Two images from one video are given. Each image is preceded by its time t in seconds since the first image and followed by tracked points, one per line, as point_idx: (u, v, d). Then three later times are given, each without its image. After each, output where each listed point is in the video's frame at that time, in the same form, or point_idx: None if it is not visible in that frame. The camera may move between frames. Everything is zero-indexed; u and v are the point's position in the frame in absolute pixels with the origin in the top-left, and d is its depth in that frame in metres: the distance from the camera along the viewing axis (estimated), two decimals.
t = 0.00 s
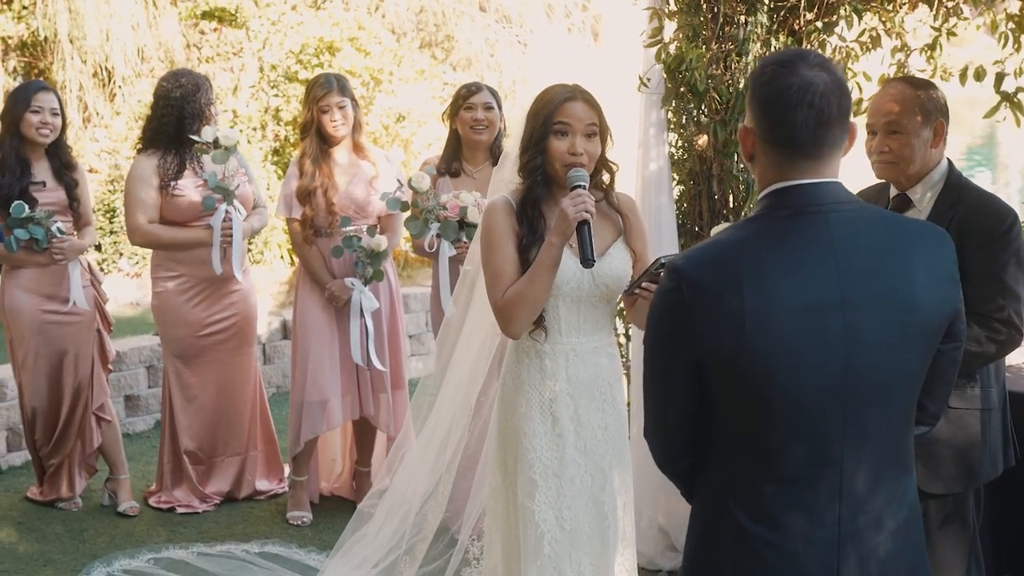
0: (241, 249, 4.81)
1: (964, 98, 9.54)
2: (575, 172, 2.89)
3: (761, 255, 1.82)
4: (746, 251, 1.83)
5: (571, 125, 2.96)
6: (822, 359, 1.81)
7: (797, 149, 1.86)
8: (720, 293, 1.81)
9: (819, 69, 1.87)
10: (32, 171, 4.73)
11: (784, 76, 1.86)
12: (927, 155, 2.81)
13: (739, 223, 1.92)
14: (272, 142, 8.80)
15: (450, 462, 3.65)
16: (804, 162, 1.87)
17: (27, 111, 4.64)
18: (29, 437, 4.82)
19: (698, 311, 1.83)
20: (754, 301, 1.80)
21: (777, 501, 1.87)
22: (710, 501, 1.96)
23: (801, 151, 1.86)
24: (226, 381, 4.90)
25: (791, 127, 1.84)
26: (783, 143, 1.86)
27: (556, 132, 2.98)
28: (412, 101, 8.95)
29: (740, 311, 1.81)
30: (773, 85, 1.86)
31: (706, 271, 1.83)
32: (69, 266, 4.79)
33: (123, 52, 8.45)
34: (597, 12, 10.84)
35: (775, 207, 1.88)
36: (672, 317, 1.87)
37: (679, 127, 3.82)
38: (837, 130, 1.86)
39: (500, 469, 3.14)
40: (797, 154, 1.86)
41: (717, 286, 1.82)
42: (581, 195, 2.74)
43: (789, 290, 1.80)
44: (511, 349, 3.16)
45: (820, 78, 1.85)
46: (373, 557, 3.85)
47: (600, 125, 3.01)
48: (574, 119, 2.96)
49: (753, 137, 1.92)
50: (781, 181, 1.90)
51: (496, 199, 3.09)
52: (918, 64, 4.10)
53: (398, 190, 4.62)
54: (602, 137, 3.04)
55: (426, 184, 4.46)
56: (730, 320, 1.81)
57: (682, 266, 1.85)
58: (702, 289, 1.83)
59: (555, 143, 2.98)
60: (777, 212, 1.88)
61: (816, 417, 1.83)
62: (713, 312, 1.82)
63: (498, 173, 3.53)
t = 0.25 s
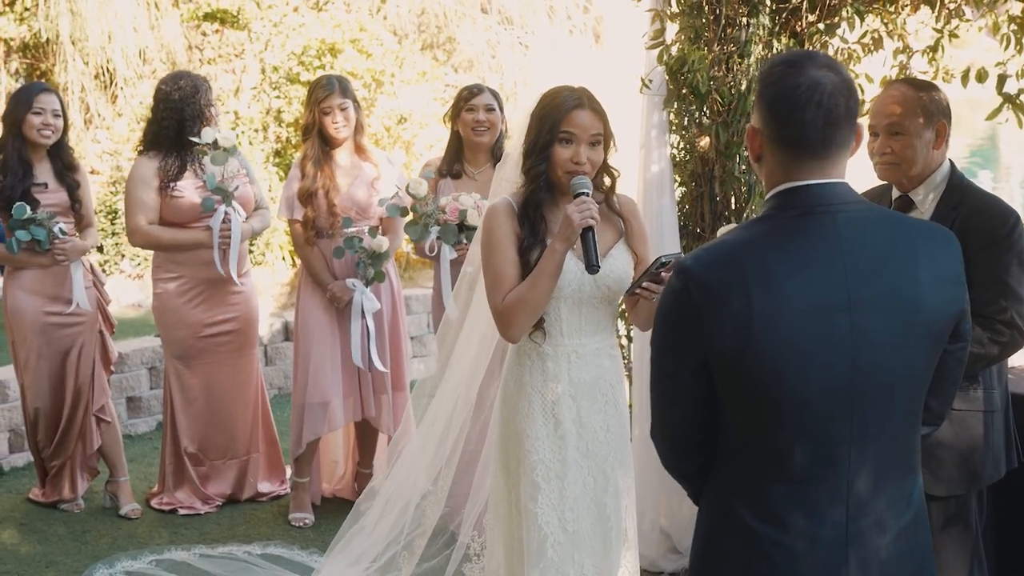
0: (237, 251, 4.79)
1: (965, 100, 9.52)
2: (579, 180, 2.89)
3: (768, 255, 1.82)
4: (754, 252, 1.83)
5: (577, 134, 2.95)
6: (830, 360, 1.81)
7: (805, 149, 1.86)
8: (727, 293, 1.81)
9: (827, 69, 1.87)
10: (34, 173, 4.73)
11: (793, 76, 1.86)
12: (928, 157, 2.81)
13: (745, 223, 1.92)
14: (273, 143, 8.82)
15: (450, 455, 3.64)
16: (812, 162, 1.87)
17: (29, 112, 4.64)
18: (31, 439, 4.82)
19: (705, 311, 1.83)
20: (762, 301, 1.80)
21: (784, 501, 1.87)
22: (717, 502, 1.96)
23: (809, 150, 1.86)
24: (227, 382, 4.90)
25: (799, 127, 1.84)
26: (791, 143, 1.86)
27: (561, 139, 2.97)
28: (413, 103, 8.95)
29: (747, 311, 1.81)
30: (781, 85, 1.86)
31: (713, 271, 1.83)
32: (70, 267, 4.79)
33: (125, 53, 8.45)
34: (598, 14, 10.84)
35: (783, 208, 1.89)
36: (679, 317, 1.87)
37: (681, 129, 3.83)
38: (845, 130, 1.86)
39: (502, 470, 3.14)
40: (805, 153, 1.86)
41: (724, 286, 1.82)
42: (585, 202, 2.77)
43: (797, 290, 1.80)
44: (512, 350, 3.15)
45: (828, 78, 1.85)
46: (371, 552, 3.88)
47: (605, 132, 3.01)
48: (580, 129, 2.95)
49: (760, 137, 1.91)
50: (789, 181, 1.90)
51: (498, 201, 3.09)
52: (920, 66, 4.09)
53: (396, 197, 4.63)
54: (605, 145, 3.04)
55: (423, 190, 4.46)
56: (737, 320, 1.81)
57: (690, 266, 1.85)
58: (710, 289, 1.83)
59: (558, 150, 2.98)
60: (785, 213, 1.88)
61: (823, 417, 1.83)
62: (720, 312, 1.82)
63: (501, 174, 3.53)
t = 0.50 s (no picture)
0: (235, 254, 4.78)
1: (967, 102, 9.50)
2: (585, 191, 2.91)
3: (775, 255, 1.82)
4: (760, 252, 1.83)
5: (589, 145, 2.93)
6: (836, 360, 1.81)
7: (814, 150, 1.86)
8: (733, 292, 1.82)
9: (836, 71, 1.87)
10: (39, 175, 4.74)
11: (802, 77, 1.86)
12: (929, 160, 2.80)
13: (752, 223, 1.92)
14: (276, 145, 8.82)
15: (450, 447, 3.63)
16: (820, 163, 1.87)
17: (34, 113, 4.65)
18: (33, 440, 4.83)
19: (711, 310, 1.83)
20: (768, 301, 1.80)
21: (788, 502, 1.87)
22: (721, 503, 1.96)
23: (818, 152, 1.86)
24: (228, 383, 4.92)
25: (809, 128, 1.84)
26: (800, 143, 1.86)
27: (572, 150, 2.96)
28: (415, 105, 8.95)
29: (753, 312, 1.81)
30: (791, 86, 1.86)
31: (720, 271, 1.83)
32: (71, 268, 4.80)
33: (126, 56, 8.45)
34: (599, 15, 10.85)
35: (789, 208, 1.88)
36: (685, 316, 1.87)
37: (682, 131, 3.79)
38: (854, 131, 1.86)
39: (505, 472, 3.13)
40: (813, 154, 1.86)
41: (730, 286, 1.82)
42: (593, 211, 2.80)
43: (803, 290, 1.80)
44: (514, 351, 3.15)
45: (837, 80, 1.85)
46: (369, 549, 3.88)
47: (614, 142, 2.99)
48: (593, 140, 2.93)
49: (769, 138, 1.91)
50: (796, 182, 1.90)
51: (500, 203, 3.09)
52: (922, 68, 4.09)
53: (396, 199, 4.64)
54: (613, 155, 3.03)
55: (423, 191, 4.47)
56: (743, 320, 1.81)
57: (696, 266, 1.85)
58: (716, 289, 1.83)
59: (569, 159, 2.97)
60: (792, 213, 1.88)
61: (827, 418, 1.83)
62: (726, 312, 1.82)
63: (503, 175, 3.52)
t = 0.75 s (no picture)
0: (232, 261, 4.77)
1: (969, 106, 9.48)
2: (591, 200, 2.93)
3: (781, 257, 1.82)
4: (767, 253, 1.83)
5: (597, 157, 2.93)
6: (842, 362, 1.81)
7: (823, 151, 1.86)
8: (740, 293, 1.82)
9: (846, 73, 1.87)
10: (44, 177, 4.75)
11: (812, 79, 1.85)
12: (930, 163, 2.81)
13: (758, 224, 1.93)
14: (277, 147, 8.82)
15: (450, 441, 3.62)
16: (827, 165, 1.87)
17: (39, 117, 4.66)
18: (36, 442, 4.82)
19: (717, 311, 1.83)
20: (774, 303, 1.80)
21: (793, 504, 1.87)
22: (726, 504, 1.96)
23: (827, 153, 1.86)
24: (229, 385, 4.93)
25: (818, 129, 1.84)
26: (809, 144, 1.86)
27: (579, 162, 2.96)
28: (416, 108, 8.96)
29: (760, 313, 1.81)
30: (801, 87, 1.86)
31: (727, 272, 1.83)
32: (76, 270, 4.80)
33: (128, 58, 8.46)
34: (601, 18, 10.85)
35: (796, 210, 1.89)
36: (692, 317, 1.87)
37: (684, 134, 3.80)
38: (862, 134, 1.86)
39: (505, 473, 3.13)
40: (821, 156, 1.86)
41: (737, 287, 1.82)
42: (600, 222, 2.81)
43: (810, 292, 1.80)
44: (515, 353, 3.16)
45: (847, 82, 1.85)
46: (365, 544, 3.86)
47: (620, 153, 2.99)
48: (601, 152, 2.92)
49: (777, 139, 1.91)
50: (804, 183, 1.90)
51: (501, 205, 3.08)
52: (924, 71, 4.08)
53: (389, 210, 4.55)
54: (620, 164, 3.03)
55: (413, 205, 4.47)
56: (750, 321, 1.81)
57: (703, 266, 1.85)
58: (723, 289, 1.83)
59: (577, 172, 2.97)
60: (798, 215, 1.88)
61: (833, 420, 1.83)
62: (732, 313, 1.82)
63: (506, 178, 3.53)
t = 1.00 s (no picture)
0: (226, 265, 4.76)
1: (969, 109, 9.48)
2: (591, 205, 2.94)
3: (786, 261, 1.82)
4: (772, 256, 1.83)
5: (600, 162, 2.93)
6: (847, 366, 1.81)
7: (826, 153, 1.86)
8: (745, 297, 1.82)
9: (851, 76, 1.87)
10: (54, 182, 4.75)
11: (817, 80, 1.86)
12: (932, 168, 2.81)
13: (762, 227, 1.92)
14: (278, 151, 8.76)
15: (450, 444, 3.61)
16: (831, 166, 1.87)
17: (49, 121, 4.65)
18: (40, 444, 4.83)
19: (722, 315, 1.83)
20: (778, 306, 1.80)
21: (797, 508, 1.87)
22: (729, 507, 1.96)
23: (831, 154, 1.86)
24: (230, 388, 4.94)
25: (822, 131, 1.84)
26: (813, 146, 1.86)
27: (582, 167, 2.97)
28: (417, 112, 8.97)
29: (764, 316, 1.81)
30: (805, 89, 1.86)
31: (732, 275, 1.83)
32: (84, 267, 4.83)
33: (129, 62, 8.47)
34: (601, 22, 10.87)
35: (800, 214, 1.88)
36: (696, 320, 1.87)
37: (686, 138, 3.78)
38: (866, 136, 1.86)
39: (505, 478, 3.12)
40: (825, 157, 1.87)
41: (741, 290, 1.82)
42: (600, 227, 2.81)
43: (814, 295, 1.80)
44: (516, 356, 3.15)
45: (852, 85, 1.86)
46: (367, 546, 3.86)
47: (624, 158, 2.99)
48: (604, 157, 2.93)
49: (781, 140, 1.91)
50: (808, 186, 1.90)
51: (502, 209, 3.08)
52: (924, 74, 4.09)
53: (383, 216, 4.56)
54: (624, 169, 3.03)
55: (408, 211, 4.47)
56: (754, 324, 1.81)
57: (708, 270, 1.85)
58: (727, 293, 1.82)
59: (580, 176, 2.98)
60: (802, 218, 1.87)
61: (836, 423, 1.83)
62: (737, 316, 1.82)
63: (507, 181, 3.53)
